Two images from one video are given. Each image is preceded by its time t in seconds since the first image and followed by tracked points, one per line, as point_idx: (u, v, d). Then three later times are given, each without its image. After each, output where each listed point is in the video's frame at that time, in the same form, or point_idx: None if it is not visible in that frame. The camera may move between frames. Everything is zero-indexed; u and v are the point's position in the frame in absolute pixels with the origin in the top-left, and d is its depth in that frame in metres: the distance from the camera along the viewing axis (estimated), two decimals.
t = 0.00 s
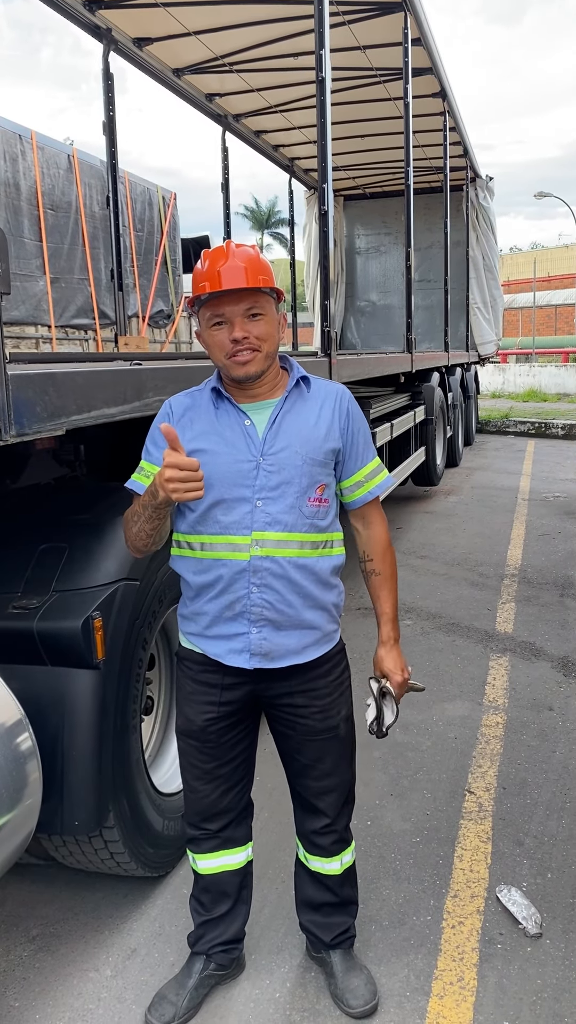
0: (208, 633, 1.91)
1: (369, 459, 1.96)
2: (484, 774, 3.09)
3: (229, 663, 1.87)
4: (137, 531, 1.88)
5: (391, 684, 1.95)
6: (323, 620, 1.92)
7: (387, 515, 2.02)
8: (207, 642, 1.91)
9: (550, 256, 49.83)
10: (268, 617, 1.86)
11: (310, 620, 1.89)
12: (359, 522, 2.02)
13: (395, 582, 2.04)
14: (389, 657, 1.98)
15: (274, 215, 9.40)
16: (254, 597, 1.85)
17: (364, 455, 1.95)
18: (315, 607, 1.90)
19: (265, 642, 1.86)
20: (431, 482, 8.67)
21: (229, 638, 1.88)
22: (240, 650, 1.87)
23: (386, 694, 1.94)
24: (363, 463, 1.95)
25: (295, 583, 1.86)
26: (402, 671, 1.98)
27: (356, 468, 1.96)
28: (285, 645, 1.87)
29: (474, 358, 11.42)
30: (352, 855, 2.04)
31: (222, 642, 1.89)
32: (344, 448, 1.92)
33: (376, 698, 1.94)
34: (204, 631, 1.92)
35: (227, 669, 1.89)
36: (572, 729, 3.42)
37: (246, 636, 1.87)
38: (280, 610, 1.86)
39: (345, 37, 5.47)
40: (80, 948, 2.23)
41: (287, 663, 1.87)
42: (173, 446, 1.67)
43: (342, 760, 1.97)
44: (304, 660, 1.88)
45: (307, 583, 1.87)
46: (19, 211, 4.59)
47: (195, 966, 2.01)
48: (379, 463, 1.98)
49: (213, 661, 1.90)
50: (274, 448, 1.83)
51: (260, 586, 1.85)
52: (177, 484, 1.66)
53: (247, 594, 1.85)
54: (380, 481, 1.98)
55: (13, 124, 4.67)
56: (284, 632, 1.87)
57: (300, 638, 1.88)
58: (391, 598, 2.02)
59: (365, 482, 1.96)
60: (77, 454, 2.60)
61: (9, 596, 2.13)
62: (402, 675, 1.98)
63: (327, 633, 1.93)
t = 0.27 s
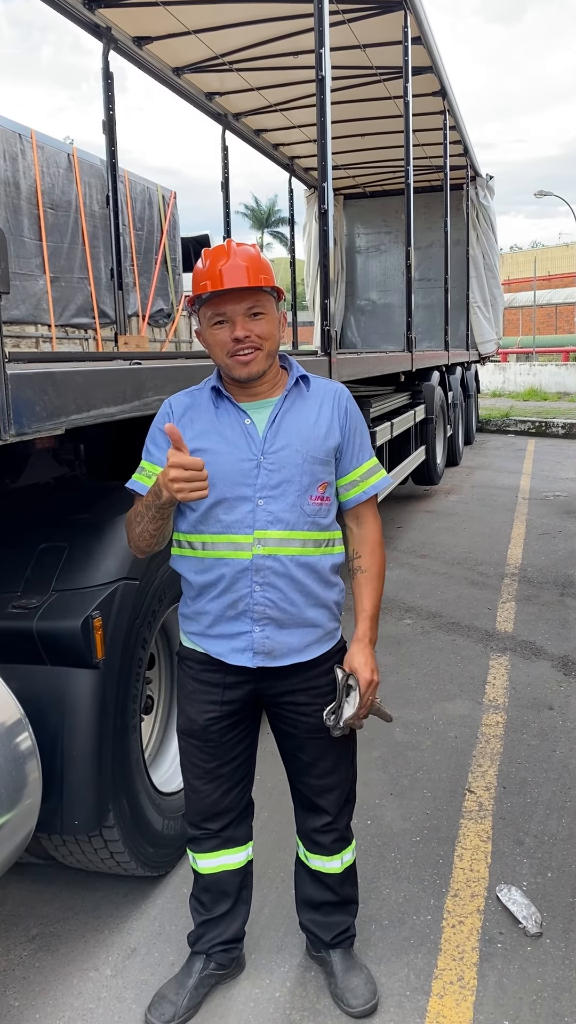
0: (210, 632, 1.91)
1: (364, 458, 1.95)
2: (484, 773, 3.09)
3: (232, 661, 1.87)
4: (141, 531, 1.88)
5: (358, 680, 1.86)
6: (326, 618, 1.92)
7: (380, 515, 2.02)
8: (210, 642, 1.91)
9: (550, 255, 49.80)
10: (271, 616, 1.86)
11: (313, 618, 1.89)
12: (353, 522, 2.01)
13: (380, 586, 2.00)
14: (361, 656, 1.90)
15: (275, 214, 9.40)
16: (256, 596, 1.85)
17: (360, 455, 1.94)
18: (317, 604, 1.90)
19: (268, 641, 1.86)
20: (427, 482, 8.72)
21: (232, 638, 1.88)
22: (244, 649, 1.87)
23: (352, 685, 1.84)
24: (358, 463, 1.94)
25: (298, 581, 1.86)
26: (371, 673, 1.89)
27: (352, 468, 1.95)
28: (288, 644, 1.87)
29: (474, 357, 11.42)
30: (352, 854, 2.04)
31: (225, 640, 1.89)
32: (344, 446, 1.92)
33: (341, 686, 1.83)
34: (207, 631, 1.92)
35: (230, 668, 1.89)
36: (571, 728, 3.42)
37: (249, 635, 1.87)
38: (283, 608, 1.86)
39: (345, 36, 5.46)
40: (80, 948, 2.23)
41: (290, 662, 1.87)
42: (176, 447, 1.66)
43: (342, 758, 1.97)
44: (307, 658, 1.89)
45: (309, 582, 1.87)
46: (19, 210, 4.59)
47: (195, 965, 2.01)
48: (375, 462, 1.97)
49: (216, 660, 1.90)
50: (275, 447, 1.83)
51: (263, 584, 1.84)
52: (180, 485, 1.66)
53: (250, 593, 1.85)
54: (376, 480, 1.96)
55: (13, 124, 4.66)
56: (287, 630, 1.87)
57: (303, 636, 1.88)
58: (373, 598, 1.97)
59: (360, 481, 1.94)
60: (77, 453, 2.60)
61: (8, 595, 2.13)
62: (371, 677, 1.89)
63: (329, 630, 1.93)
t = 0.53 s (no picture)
0: (207, 631, 1.91)
1: (364, 458, 1.94)
2: (484, 772, 3.09)
3: (228, 660, 1.88)
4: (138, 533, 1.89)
5: (357, 683, 1.85)
6: (324, 617, 1.91)
7: (381, 515, 2.00)
8: (206, 641, 1.91)
9: (550, 254, 49.79)
10: (267, 615, 1.86)
11: (310, 618, 1.89)
12: (355, 522, 2.01)
13: (383, 586, 1.99)
14: (362, 658, 1.89)
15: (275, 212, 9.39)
16: (252, 595, 1.85)
17: (359, 455, 1.93)
18: (315, 604, 1.89)
19: (264, 641, 1.86)
20: (431, 481, 8.65)
21: (228, 637, 1.88)
22: (240, 649, 1.87)
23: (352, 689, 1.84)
24: (357, 462, 1.93)
25: (293, 581, 1.85)
26: (372, 677, 1.88)
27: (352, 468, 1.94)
28: (284, 644, 1.87)
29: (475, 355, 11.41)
30: (351, 853, 2.04)
31: (221, 639, 1.89)
32: (342, 446, 1.91)
33: (338, 690, 1.83)
34: (204, 630, 1.93)
35: (227, 667, 1.89)
36: (571, 727, 3.42)
37: (245, 634, 1.87)
38: (279, 608, 1.86)
39: (345, 34, 5.46)
40: (80, 947, 2.23)
41: (286, 662, 1.87)
42: (170, 453, 1.66)
43: (341, 757, 1.97)
44: (304, 657, 1.88)
45: (306, 581, 1.86)
46: (19, 209, 4.57)
47: (195, 964, 2.01)
48: (376, 462, 1.96)
49: (213, 659, 1.90)
50: (270, 446, 1.83)
51: (258, 583, 1.84)
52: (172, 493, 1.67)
53: (245, 592, 1.85)
54: (376, 480, 1.95)
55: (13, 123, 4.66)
56: (282, 629, 1.87)
57: (300, 636, 1.88)
58: (375, 598, 1.96)
59: (360, 481, 1.93)
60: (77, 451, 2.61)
61: (8, 593, 2.13)
62: (372, 680, 1.87)
63: (327, 630, 1.93)
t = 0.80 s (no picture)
0: (204, 630, 1.91)
1: (364, 457, 1.94)
2: (483, 770, 3.09)
3: (224, 659, 1.88)
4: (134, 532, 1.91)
5: (374, 689, 1.94)
6: (319, 617, 1.91)
7: (383, 515, 2.00)
8: (202, 640, 1.91)
9: (550, 252, 49.80)
10: (261, 615, 1.86)
11: (305, 618, 1.88)
12: (356, 522, 2.00)
13: (389, 585, 2.01)
14: (376, 662, 1.96)
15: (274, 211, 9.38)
16: (247, 595, 1.85)
17: (357, 455, 1.92)
18: (310, 604, 1.89)
19: (259, 641, 1.86)
20: (432, 478, 8.63)
21: (224, 636, 1.88)
22: (235, 648, 1.87)
23: (369, 697, 1.89)
24: (357, 462, 1.92)
25: (289, 581, 1.85)
26: (387, 679, 1.96)
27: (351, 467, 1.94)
28: (279, 644, 1.87)
29: (475, 354, 11.41)
30: (350, 852, 2.04)
31: (217, 639, 1.89)
32: (340, 445, 1.91)
33: (356, 699, 1.88)
34: (200, 630, 1.93)
35: (224, 665, 1.89)
36: (571, 725, 3.43)
37: (240, 634, 1.87)
38: (274, 608, 1.86)
39: (344, 32, 5.45)
40: (79, 946, 2.23)
41: (281, 661, 1.87)
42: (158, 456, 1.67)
43: (339, 757, 1.97)
44: (300, 657, 1.88)
45: (301, 581, 1.86)
46: (18, 208, 4.56)
47: (194, 962, 2.01)
48: (375, 462, 1.95)
49: (209, 658, 1.91)
50: (266, 446, 1.83)
51: (253, 583, 1.84)
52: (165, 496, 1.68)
53: (240, 592, 1.85)
54: (375, 480, 1.95)
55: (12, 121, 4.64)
56: (278, 628, 1.87)
57: (296, 636, 1.88)
58: (383, 601, 1.98)
59: (359, 481, 1.93)
60: (76, 449, 2.61)
61: (6, 591, 2.13)
62: (388, 682, 1.96)
63: (324, 630, 1.92)
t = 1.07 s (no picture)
0: (206, 630, 1.91)
1: (363, 456, 1.94)
2: (483, 768, 3.09)
3: (226, 659, 1.88)
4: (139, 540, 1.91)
5: (368, 688, 1.90)
6: (322, 616, 1.92)
7: (380, 514, 1.99)
8: (204, 640, 1.91)
9: (550, 251, 49.80)
10: (264, 615, 1.86)
11: (308, 616, 1.89)
12: (353, 521, 2.00)
13: (384, 586, 2.01)
14: (370, 660, 1.93)
15: (274, 209, 9.37)
16: (249, 594, 1.85)
17: (357, 454, 1.93)
18: (313, 603, 1.89)
19: (262, 640, 1.86)
20: (432, 477, 8.62)
21: (227, 636, 1.88)
22: (238, 648, 1.87)
23: (364, 694, 1.88)
24: (356, 461, 1.93)
25: (291, 580, 1.85)
26: (382, 679, 1.93)
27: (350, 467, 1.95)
28: (282, 643, 1.87)
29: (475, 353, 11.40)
30: (350, 850, 2.04)
31: (220, 638, 1.89)
32: (341, 445, 1.91)
33: (350, 696, 1.88)
34: (202, 629, 1.92)
35: (226, 665, 1.89)
36: (570, 723, 3.43)
37: (243, 633, 1.87)
38: (277, 607, 1.86)
39: (343, 31, 5.45)
40: (78, 945, 2.23)
41: (284, 660, 1.87)
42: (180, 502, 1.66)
43: (339, 755, 1.97)
44: (302, 656, 1.88)
45: (303, 580, 1.86)
46: (18, 207, 4.55)
47: (193, 961, 2.01)
48: (374, 461, 1.96)
49: (211, 658, 1.91)
50: (268, 445, 1.83)
51: (256, 582, 1.84)
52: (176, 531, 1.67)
53: (243, 591, 1.85)
54: (374, 479, 1.96)
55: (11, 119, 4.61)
56: (281, 627, 1.87)
57: (298, 635, 1.88)
58: (378, 600, 1.98)
59: (358, 481, 1.94)
60: (75, 448, 2.61)
61: (6, 591, 2.13)
62: (382, 681, 1.93)
63: (325, 629, 1.93)
